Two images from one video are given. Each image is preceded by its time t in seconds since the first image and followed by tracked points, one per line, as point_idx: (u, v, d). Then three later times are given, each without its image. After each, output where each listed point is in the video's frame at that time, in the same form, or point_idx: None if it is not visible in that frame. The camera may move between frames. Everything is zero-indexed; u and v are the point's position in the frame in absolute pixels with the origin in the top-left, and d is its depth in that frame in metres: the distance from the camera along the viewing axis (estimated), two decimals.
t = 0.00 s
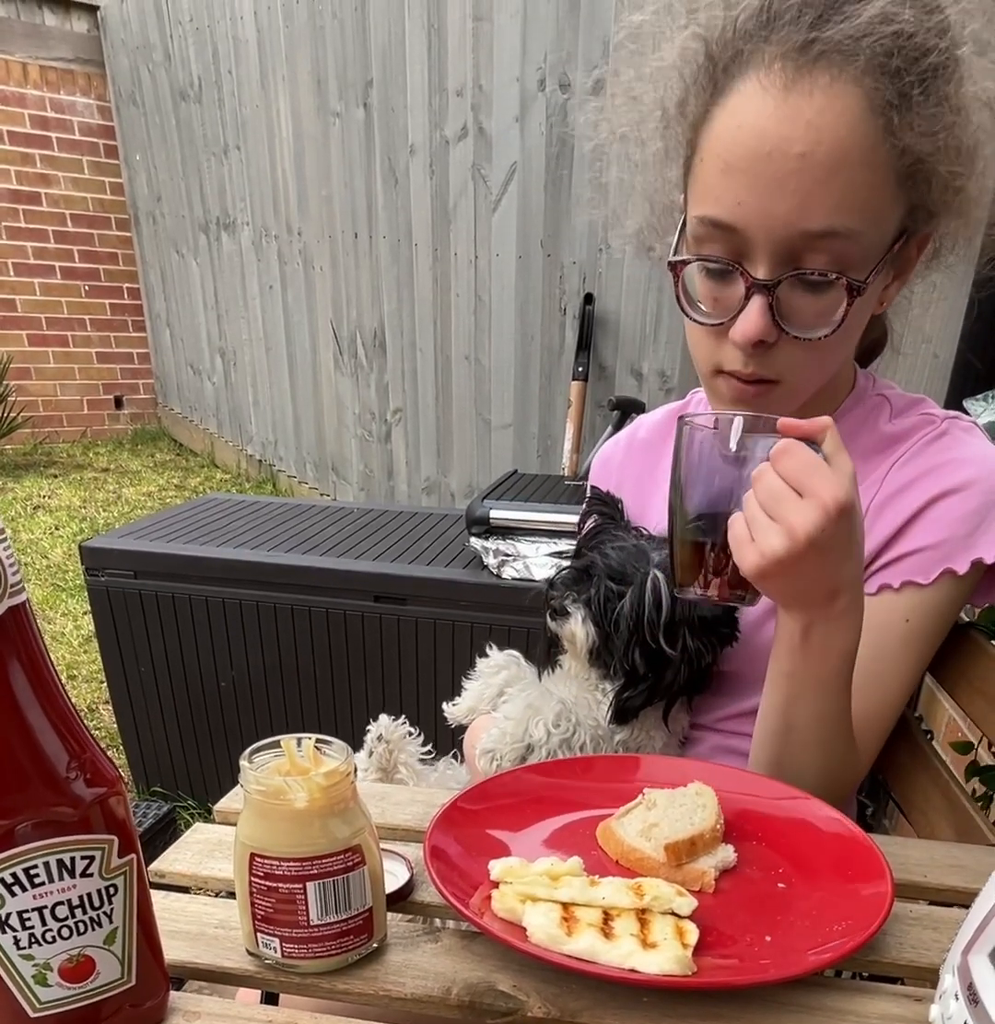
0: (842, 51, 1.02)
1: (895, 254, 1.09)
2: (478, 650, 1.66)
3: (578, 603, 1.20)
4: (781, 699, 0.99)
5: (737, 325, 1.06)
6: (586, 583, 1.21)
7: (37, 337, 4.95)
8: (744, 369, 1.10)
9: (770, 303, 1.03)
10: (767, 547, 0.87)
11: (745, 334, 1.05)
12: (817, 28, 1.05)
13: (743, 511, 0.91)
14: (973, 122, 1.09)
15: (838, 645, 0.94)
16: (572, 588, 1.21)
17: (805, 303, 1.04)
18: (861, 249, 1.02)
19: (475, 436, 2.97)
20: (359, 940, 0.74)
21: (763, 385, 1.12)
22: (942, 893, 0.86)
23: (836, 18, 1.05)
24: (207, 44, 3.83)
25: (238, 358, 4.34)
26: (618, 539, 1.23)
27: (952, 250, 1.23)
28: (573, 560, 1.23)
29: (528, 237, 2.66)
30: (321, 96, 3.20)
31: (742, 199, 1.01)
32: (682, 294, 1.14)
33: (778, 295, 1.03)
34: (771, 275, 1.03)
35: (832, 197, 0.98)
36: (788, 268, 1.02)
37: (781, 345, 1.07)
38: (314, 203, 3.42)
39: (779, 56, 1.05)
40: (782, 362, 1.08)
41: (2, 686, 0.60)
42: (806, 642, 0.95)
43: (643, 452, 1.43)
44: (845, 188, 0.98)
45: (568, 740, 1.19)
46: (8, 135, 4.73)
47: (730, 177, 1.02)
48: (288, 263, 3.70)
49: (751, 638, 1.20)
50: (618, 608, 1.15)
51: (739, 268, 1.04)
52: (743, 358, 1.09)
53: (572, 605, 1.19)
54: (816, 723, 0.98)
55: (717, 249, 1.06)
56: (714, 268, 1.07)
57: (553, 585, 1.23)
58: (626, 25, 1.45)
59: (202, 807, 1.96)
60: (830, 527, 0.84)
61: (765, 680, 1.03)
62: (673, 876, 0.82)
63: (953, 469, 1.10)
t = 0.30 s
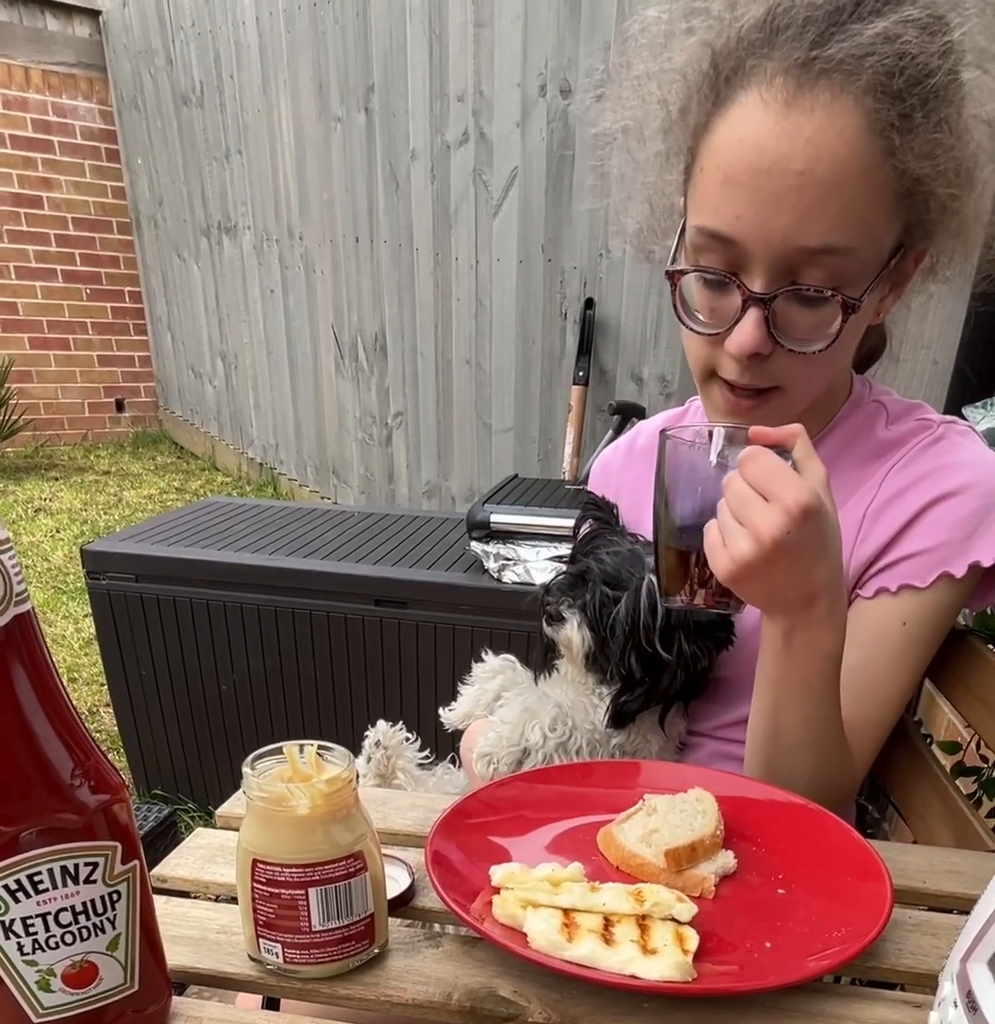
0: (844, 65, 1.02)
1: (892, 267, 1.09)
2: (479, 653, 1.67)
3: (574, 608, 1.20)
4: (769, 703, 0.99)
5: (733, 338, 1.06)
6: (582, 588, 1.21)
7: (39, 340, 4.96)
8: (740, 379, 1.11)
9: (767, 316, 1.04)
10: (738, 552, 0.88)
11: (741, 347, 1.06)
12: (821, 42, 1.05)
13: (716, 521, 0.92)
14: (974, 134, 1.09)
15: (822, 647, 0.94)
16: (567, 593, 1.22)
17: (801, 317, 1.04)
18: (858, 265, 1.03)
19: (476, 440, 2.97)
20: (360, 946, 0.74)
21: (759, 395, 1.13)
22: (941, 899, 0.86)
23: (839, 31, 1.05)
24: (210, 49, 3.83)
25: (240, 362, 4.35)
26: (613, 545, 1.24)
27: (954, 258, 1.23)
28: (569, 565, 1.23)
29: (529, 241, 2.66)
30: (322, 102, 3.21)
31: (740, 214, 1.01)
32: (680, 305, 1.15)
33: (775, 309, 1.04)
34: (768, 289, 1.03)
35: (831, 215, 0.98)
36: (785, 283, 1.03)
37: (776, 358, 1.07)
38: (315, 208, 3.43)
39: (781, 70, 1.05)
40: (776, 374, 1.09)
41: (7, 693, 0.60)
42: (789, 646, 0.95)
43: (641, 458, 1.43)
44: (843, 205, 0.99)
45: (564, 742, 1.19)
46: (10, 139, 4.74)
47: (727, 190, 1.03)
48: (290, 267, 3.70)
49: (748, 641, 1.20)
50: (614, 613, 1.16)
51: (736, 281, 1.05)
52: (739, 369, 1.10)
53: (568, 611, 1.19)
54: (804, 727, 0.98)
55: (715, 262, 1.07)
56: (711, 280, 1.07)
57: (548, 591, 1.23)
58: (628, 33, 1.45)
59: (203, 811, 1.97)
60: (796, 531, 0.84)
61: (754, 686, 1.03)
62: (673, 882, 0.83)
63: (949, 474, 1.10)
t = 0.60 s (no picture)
0: (843, 77, 1.03)
1: (890, 276, 1.09)
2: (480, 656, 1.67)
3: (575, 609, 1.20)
4: (760, 705, 0.99)
5: (733, 349, 1.06)
6: (583, 589, 1.21)
7: (40, 342, 4.97)
8: (740, 389, 1.11)
9: (767, 327, 1.04)
10: (718, 555, 0.89)
11: (740, 358, 1.06)
12: (818, 54, 1.06)
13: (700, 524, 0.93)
14: (972, 144, 1.10)
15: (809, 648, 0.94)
16: (569, 595, 1.22)
17: (800, 327, 1.04)
18: (856, 276, 1.03)
19: (477, 443, 2.98)
20: (362, 948, 0.74)
21: (757, 405, 1.12)
22: (941, 903, 0.86)
23: (836, 43, 1.06)
24: (212, 53, 3.84)
25: (241, 364, 4.35)
26: (615, 548, 1.24)
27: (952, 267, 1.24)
28: (571, 567, 1.23)
29: (530, 245, 2.67)
30: (324, 106, 3.21)
31: (740, 226, 1.02)
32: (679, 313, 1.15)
33: (775, 320, 1.04)
34: (768, 300, 1.04)
35: (829, 229, 0.99)
36: (785, 294, 1.03)
37: (776, 369, 1.08)
38: (317, 211, 3.43)
39: (779, 84, 1.05)
40: (776, 384, 1.09)
41: (12, 696, 0.61)
42: (775, 649, 0.96)
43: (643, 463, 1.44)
44: (842, 220, 0.99)
45: (565, 741, 1.19)
46: (12, 142, 4.74)
47: (726, 202, 1.04)
48: (292, 270, 3.71)
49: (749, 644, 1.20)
50: (615, 614, 1.16)
51: (736, 293, 1.05)
52: (738, 379, 1.10)
53: (569, 612, 1.19)
54: (796, 730, 0.98)
55: (715, 274, 1.07)
56: (711, 291, 1.07)
57: (551, 592, 1.23)
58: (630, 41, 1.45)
59: (204, 813, 1.97)
60: (773, 533, 0.85)
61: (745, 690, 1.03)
62: (674, 885, 0.83)
63: (945, 478, 1.10)
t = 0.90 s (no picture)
0: (837, 81, 1.03)
1: (887, 277, 1.09)
2: (481, 658, 1.67)
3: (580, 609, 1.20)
4: (756, 702, 0.99)
5: (731, 352, 1.07)
6: (587, 590, 1.21)
7: (41, 342, 4.97)
8: (739, 392, 1.11)
9: (764, 330, 1.04)
10: (712, 550, 0.89)
11: (739, 361, 1.06)
12: (814, 59, 1.06)
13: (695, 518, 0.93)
14: (967, 147, 1.10)
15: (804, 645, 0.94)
16: (574, 595, 1.22)
17: (798, 330, 1.04)
18: (852, 279, 1.03)
19: (478, 444, 2.98)
20: (363, 950, 0.74)
21: (757, 406, 1.12)
22: (941, 905, 0.86)
23: (835, 46, 1.06)
24: (213, 54, 3.84)
25: (242, 365, 4.35)
26: (620, 549, 1.24)
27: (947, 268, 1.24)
28: (576, 567, 1.23)
29: (531, 247, 2.67)
30: (325, 107, 3.22)
31: (735, 231, 1.02)
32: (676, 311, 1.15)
33: (772, 322, 1.04)
34: (765, 303, 1.04)
35: (823, 234, 0.99)
36: (782, 296, 1.03)
37: (773, 371, 1.08)
38: (318, 212, 3.44)
39: (772, 89, 1.06)
40: (774, 386, 1.09)
41: (15, 698, 0.61)
42: (770, 646, 0.96)
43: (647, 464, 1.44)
44: (836, 225, 1.00)
45: (568, 741, 1.19)
46: (13, 142, 4.74)
47: (722, 206, 1.04)
48: (292, 271, 3.71)
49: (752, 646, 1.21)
50: (619, 614, 1.16)
51: (733, 296, 1.05)
52: (738, 382, 1.10)
53: (573, 612, 1.20)
54: (792, 728, 0.98)
55: (711, 278, 1.07)
56: (709, 295, 1.08)
57: (555, 592, 1.24)
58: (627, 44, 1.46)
59: (204, 814, 1.97)
60: (765, 529, 0.85)
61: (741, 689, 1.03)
62: (674, 887, 0.83)
63: (943, 478, 1.10)
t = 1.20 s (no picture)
0: (837, 77, 1.03)
1: (888, 270, 1.09)
2: (481, 656, 1.67)
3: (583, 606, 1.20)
4: (754, 697, 0.99)
5: (732, 345, 1.07)
6: (591, 587, 1.21)
7: (42, 342, 4.97)
8: (741, 383, 1.11)
9: (765, 323, 1.04)
10: (711, 534, 0.89)
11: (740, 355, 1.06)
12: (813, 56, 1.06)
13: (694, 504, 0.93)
14: (966, 145, 1.10)
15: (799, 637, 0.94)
16: (577, 592, 1.22)
17: (798, 323, 1.04)
18: (853, 271, 1.04)
19: (479, 443, 2.98)
20: (363, 947, 0.74)
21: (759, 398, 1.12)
22: (942, 904, 0.86)
23: (834, 41, 1.06)
24: (214, 53, 3.84)
25: (242, 364, 4.35)
26: (623, 546, 1.24)
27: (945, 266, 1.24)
28: (580, 564, 1.23)
29: (532, 247, 2.67)
30: (326, 106, 3.22)
31: (736, 226, 1.02)
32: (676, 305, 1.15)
33: (773, 315, 1.04)
34: (766, 296, 1.04)
35: (823, 224, 0.99)
36: (782, 290, 1.03)
37: (775, 364, 1.08)
38: (319, 211, 3.44)
39: (771, 85, 1.06)
40: (777, 377, 1.09)
41: (15, 693, 0.61)
42: (770, 641, 0.96)
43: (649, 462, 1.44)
44: (838, 216, 1.00)
45: (569, 737, 1.19)
46: (14, 142, 4.74)
47: (720, 204, 1.04)
48: (293, 270, 3.71)
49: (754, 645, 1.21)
50: (623, 611, 1.16)
51: (734, 290, 1.05)
52: (739, 375, 1.10)
53: (577, 608, 1.19)
54: (791, 723, 0.98)
55: (713, 272, 1.07)
56: (709, 289, 1.08)
57: (559, 589, 1.24)
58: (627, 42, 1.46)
59: (204, 812, 1.96)
60: (763, 515, 0.86)
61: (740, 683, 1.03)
62: (675, 885, 0.83)
63: (944, 472, 1.10)
